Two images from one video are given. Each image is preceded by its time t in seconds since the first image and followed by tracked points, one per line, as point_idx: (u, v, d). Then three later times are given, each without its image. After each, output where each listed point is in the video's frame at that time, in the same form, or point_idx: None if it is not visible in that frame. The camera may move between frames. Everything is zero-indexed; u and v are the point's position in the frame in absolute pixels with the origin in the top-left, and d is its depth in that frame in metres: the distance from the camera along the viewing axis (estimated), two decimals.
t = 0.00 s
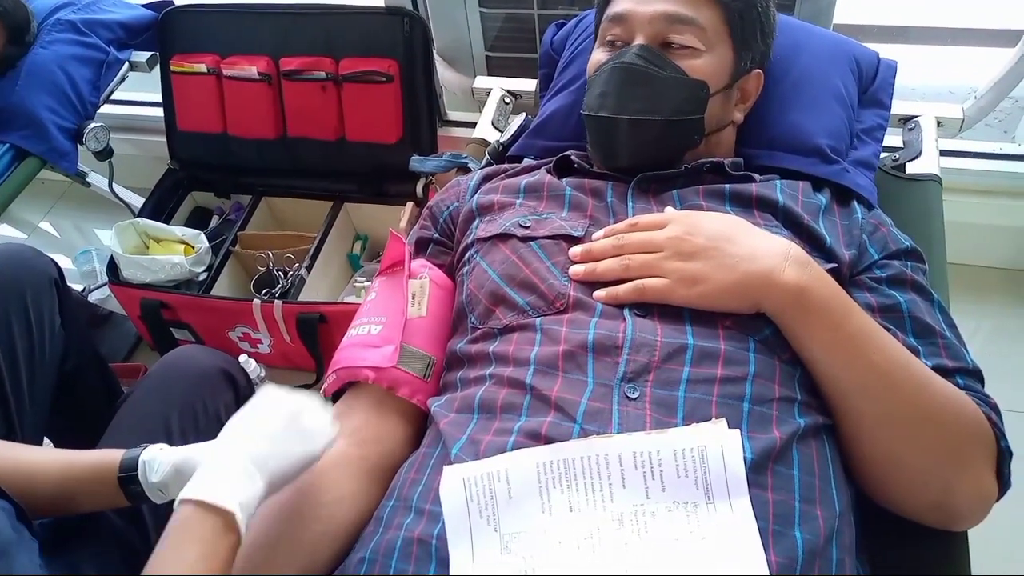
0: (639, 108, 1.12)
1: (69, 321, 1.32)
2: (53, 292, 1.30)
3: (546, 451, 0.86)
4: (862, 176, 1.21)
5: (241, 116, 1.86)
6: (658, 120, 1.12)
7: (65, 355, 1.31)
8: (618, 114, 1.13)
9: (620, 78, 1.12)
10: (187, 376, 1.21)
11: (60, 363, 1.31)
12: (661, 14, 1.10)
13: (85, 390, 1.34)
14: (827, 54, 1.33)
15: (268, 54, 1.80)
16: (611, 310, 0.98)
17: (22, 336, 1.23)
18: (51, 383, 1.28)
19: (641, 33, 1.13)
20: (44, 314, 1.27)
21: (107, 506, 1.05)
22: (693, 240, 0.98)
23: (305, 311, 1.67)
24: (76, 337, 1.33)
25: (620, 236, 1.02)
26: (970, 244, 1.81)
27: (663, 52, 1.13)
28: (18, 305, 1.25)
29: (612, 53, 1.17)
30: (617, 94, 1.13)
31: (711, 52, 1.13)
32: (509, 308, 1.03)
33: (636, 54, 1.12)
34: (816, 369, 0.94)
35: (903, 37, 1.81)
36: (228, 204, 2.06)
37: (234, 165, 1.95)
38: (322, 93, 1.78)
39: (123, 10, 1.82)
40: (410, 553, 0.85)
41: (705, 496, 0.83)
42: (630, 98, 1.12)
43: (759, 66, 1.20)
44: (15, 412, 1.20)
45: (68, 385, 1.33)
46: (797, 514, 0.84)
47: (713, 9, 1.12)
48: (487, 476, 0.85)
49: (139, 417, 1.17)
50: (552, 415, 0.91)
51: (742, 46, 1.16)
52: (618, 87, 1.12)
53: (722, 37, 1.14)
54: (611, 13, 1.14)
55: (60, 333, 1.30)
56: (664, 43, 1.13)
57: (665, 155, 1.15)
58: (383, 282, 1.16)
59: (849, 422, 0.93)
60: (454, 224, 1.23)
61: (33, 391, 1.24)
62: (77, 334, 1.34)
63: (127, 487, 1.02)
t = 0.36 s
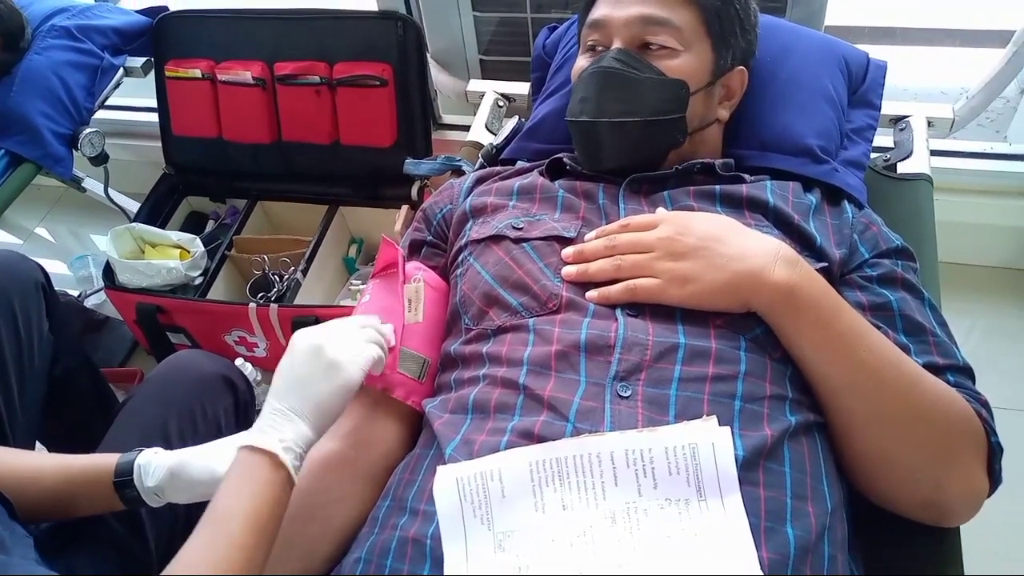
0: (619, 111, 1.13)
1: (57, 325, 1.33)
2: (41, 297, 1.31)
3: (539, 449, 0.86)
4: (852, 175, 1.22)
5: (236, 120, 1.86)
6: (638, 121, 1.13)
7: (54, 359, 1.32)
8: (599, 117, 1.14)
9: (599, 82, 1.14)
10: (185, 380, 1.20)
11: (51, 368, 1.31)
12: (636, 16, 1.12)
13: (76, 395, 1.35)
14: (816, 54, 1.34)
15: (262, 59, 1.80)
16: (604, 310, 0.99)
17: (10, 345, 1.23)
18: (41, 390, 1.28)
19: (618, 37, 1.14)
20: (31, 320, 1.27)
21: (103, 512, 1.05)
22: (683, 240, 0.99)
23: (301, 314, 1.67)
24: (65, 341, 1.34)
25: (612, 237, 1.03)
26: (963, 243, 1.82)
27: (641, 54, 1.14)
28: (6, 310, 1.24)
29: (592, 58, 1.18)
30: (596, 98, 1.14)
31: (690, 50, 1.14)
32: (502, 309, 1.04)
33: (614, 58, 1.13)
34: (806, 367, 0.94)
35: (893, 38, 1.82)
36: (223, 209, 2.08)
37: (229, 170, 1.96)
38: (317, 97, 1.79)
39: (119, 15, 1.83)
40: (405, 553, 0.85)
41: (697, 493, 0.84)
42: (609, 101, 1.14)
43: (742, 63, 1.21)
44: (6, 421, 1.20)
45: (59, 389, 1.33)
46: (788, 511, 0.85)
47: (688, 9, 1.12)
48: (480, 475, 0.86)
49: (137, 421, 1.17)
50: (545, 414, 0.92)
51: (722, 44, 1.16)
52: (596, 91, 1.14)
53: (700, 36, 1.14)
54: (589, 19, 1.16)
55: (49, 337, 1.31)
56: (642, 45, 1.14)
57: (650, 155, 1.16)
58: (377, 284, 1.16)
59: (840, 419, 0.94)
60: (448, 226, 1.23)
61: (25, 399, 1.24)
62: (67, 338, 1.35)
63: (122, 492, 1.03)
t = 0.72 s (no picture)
0: (593, 114, 1.14)
1: (60, 333, 1.34)
2: (42, 305, 1.31)
3: (536, 451, 0.87)
4: (846, 174, 1.23)
5: (234, 127, 1.87)
6: (613, 123, 1.14)
7: (56, 368, 1.32)
8: (574, 122, 1.15)
9: (571, 88, 1.15)
10: (187, 386, 1.21)
11: (53, 377, 1.31)
12: (605, 21, 1.13)
13: (77, 403, 1.34)
14: (807, 54, 1.34)
15: (261, 65, 1.81)
16: (600, 312, 1.00)
17: (14, 352, 1.24)
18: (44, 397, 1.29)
19: (589, 43, 1.16)
20: (33, 329, 1.28)
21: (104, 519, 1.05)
22: (678, 242, 0.99)
23: (301, 320, 1.68)
24: (67, 349, 1.34)
25: (608, 240, 1.03)
26: (960, 241, 1.82)
27: (611, 57, 1.16)
28: (10, 320, 1.25)
29: (568, 65, 1.20)
30: (569, 104, 1.16)
31: (660, 50, 1.15)
32: (500, 313, 1.04)
33: (586, 64, 1.15)
34: (802, 367, 0.95)
35: (888, 37, 1.83)
36: (223, 215, 2.08)
37: (228, 176, 1.96)
38: (314, 102, 1.79)
39: (117, 24, 1.83)
40: (406, 556, 0.86)
41: (695, 492, 0.84)
42: (583, 106, 1.15)
43: (720, 58, 1.21)
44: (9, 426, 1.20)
45: (60, 397, 1.33)
46: (785, 511, 0.85)
47: (655, 9, 1.13)
48: (479, 477, 0.87)
49: (139, 427, 1.18)
50: (543, 416, 0.92)
51: (694, 41, 1.16)
52: (569, 97, 1.15)
53: (670, 35, 1.15)
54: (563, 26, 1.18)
55: (51, 345, 1.32)
56: (612, 49, 1.15)
57: (630, 156, 1.17)
58: (376, 289, 1.16)
59: (837, 418, 0.95)
60: (446, 231, 1.24)
61: (27, 405, 1.25)
62: (70, 345, 1.35)
63: (125, 497, 1.03)
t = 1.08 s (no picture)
0: (591, 115, 1.15)
1: (56, 333, 1.34)
2: (39, 307, 1.32)
3: (537, 448, 0.87)
4: (844, 173, 1.23)
5: (235, 128, 1.88)
6: (611, 123, 1.14)
7: (54, 369, 1.33)
8: (572, 122, 1.16)
9: (570, 89, 1.16)
10: (185, 386, 1.21)
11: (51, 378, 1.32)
12: (602, 23, 1.14)
13: (76, 401, 1.36)
14: (805, 55, 1.35)
15: (261, 67, 1.82)
16: (600, 311, 1.00)
17: (9, 353, 1.24)
18: (42, 396, 1.29)
19: (587, 44, 1.17)
20: (31, 330, 1.28)
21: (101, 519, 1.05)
22: (677, 241, 1.00)
23: (302, 320, 1.68)
24: (65, 349, 1.35)
25: (607, 239, 1.04)
26: (958, 241, 1.83)
27: (609, 58, 1.16)
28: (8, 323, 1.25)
29: (566, 67, 1.21)
30: (568, 105, 1.16)
31: (657, 51, 1.15)
32: (500, 311, 1.05)
33: (584, 65, 1.16)
34: (801, 364, 0.96)
35: (887, 38, 1.83)
36: (224, 216, 2.08)
37: (229, 178, 1.97)
38: (315, 103, 1.80)
39: (118, 26, 1.84)
40: (407, 553, 0.86)
41: (694, 489, 0.85)
42: (581, 106, 1.16)
43: (717, 57, 1.22)
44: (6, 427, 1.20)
45: (59, 398, 1.35)
46: (784, 507, 0.86)
47: (652, 10, 1.14)
48: (480, 474, 0.87)
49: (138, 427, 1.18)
50: (543, 413, 0.93)
51: (691, 41, 1.17)
52: (568, 98, 1.16)
53: (667, 35, 1.16)
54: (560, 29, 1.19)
55: (48, 346, 1.32)
56: (609, 50, 1.16)
57: (628, 156, 1.17)
58: (377, 287, 1.17)
59: (836, 415, 0.95)
60: (446, 230, 1.25)
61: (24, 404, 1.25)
62: (68, 346, 1.36)
63: (127, 497, 1.03)
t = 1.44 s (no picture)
0: (589, 113, 1.15)
1: (63, 332, 1.34)
2: (47, 304, 1.32)
3: (534, 444, 0.88)
4: (841, 171, 1.24)
5: (234, 128, 1.88)
6: (609, 121, 1.15)
7: (60, 364, 1.33)
8: (571, 121, 1.17)
9: (568, 88, 1.16)
10: (184, 384, 1.21)
11: (56, 374, 1.33)
12: (599, 22, 1.14)
13: (78, 398, 1.36)
14: (802, 53, 1.35)
15: (260, 67, 1.83)
16: (597, 307, 1.00)
17: (16, 343, 1.25)
18: (48, 389, 1.30)
19: (585, 43, 1.17)
20: (38, 326, 1.29)
21: (102, 521, 1.04)
22: (674, 238, 1.00)
23: (301, 319, 1.68)
24: (70, 347, 1.35)
25: (604, 236, 1.04)
26: (957, 240, 1.83)
27: (608, 57, 1.17)
28: (15, 320, 1.26)
29: (564, 66, 1.21)
30: (566, 103, 1.17)
31: (655, 49, 1.16)
32: (498, 308, 1.05)
33: (582, 63, 1.16)
34: (797, 360, 0.96)
35: (884, 36, 1.84)
36: (224, 215, 2.09)
37: (229, 177, 1.97)
38: (314, 103, 1.80)
39: (117, 26, 1.85)
40: (406, 547, 0.87)
41: (690, 484, 0.85)
42: (579, 105, 1.16)
43: (715, 56, 1.22)
44: (10, 421, 1.20)
45: (64, 395, 1.35)
46: (781, 501, 0.86)
47: (650, 8, 1.15)
48: (477, 469, 0.88)
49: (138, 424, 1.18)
50: (540, 409, 0.93)
51: (688, 40, 1.17)
52: (566, 96, 1.16)
53: (665, 33, 1.16)
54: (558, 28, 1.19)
55: (55, 344, 1.32)
56: (608, 49, 1.17)
57: (626, 154, 1.18)
58: (375, 285, 1.18)
59: (832, 411, 0.96)
60: (444, 228, 1.25)
61: (30, 395, 1.26)
62: (72, 344, 1.36)
63: (135, 494, 1.02)
